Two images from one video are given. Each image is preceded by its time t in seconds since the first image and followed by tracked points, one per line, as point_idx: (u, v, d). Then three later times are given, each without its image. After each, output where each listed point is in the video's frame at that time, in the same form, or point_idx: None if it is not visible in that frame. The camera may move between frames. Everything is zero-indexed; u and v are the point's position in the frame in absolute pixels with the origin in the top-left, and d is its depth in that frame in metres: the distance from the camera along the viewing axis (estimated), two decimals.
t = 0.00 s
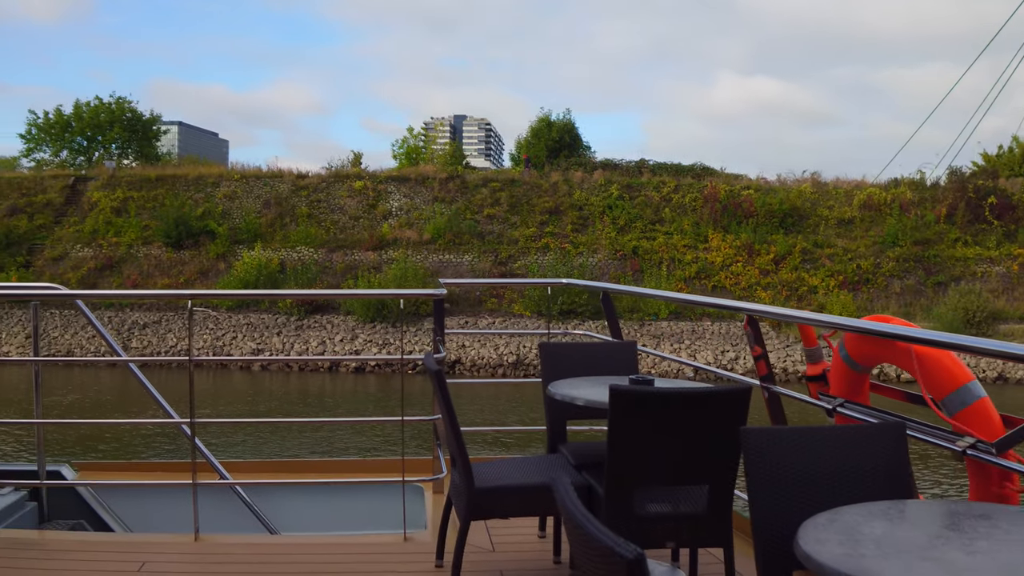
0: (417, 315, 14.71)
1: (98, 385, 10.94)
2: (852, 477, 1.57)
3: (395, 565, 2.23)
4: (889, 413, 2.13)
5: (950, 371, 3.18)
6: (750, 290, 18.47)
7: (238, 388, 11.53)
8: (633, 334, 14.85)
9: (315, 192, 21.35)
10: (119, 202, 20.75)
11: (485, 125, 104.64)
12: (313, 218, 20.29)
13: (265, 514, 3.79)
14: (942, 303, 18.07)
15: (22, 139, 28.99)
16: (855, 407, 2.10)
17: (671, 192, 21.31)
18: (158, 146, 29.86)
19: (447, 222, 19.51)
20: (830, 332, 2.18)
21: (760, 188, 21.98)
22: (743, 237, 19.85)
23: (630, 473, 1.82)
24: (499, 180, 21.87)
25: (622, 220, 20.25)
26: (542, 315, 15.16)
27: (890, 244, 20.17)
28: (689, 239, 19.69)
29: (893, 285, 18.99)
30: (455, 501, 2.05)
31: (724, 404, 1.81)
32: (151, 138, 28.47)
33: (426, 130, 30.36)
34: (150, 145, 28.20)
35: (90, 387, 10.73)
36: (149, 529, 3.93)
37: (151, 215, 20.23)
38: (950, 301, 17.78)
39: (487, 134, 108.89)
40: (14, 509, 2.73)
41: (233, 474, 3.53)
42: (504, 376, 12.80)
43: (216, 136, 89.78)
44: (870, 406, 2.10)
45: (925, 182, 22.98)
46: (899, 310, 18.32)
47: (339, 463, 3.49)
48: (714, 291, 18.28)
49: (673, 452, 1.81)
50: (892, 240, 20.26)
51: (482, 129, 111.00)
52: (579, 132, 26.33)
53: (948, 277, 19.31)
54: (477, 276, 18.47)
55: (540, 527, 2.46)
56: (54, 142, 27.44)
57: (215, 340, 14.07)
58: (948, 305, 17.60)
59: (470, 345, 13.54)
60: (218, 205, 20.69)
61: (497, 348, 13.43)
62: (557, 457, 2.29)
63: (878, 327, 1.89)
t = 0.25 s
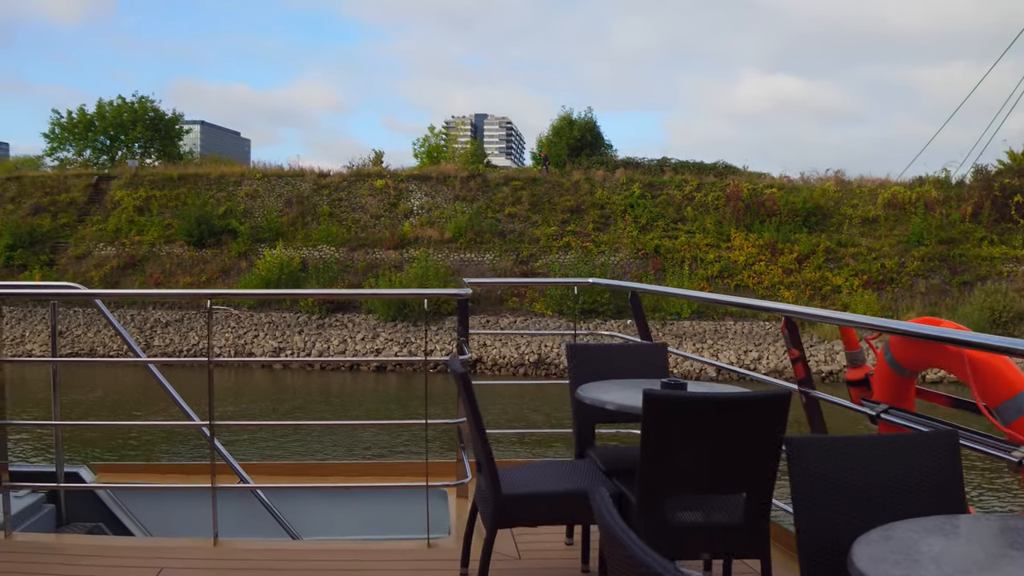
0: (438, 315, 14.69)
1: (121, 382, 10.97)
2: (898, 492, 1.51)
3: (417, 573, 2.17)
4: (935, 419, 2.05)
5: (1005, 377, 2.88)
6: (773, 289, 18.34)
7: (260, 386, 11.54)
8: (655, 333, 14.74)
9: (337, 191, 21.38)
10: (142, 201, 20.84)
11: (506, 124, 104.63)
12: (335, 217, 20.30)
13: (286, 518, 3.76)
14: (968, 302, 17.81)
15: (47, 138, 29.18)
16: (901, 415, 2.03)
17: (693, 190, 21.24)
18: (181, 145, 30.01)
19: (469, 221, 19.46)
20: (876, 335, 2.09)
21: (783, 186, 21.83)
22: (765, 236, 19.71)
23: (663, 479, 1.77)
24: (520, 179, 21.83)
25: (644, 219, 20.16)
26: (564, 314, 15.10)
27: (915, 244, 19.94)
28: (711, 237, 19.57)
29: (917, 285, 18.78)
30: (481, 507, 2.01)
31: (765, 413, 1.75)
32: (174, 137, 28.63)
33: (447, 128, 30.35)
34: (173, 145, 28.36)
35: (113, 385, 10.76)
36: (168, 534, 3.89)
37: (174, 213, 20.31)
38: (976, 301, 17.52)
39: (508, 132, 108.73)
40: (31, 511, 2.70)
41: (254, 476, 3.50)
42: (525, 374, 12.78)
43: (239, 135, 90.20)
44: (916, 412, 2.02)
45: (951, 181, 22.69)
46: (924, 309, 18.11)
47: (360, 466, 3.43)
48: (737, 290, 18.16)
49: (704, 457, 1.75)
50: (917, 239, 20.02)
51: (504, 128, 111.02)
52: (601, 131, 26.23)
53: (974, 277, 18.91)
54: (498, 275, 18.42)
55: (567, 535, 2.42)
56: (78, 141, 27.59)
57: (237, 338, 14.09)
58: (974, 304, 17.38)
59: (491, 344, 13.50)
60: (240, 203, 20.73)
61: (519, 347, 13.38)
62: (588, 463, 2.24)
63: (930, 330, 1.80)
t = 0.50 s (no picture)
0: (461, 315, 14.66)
1: (147, 382, 11.00)
2: (957, 510, 1.44)
3: None
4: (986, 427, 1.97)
5: None
6: (799, 290, 18.18)
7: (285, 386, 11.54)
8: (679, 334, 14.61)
9: (361, 191, 21.39)
10: (167, 201, 20.92)
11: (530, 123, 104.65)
12: (358, 216, 20.31)
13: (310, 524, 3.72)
14: (997, 303, 17.52)
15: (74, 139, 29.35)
16: (951, 424, 1.95)
17: (718, 189, 21.15)
18: (206, 145, 30.12)
19: (492, 220, 19.41)
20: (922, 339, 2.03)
21: (809, 185, 21.67)
22: (791, 235, 19.55)
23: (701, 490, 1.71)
24: (544, 179, 21.77)
25: (668, 218, 20.04)
26: (587, 314, 15.04)
27: (943, 244, 19.69)
28: (737, 237, 19.44)
29: (945, 285, 18.56)
30: (510, 517, 1.95)
31: (806, 420, 1.68)
32: (199, 137, 28.76)
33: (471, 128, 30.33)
34: (198, 144, 28.49)
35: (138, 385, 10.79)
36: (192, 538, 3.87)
37: (199, 213, 20.36)
38: (1005, 301, 17.24)
39: (532, 131, 108.64)
40: (52, 515, 2.67)
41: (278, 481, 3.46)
42: (549, 375, 12.74)
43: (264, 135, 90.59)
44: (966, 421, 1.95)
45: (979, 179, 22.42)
46: (952, 310, 17.89)
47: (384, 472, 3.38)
48: (762, 290, 18.02)
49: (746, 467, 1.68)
50: (945, 239, 19.79)
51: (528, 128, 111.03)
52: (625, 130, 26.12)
53: (1004, 277, 18.69)
54: (522, 275, 18.35)
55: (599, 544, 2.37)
56: (103, 141, 27.71)
57: (261, 338, 14.10)
58: (1004, 305, 17.15)
59: (515, 344, 13.44)
60: (264, 203, 20.77)
61: (542, 347, 13.32)
62: (620, 470, 2.18)
63: (981, 335, 1.72)
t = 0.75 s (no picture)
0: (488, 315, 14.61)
1: (175, 381, 11.02)
2: None
3: None
4: None
5: None
6: (828, 290, 18.00)
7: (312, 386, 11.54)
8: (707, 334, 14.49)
9: (388, 190, 21.39)
10: (195, 201, 21.01)
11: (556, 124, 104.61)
12: (385, 216, 20.31)
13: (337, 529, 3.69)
14: None
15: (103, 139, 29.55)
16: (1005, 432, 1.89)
17: (746, 188, 21.05)
18: (234, 145, 30.23)
19: (519, 220, 19.36)
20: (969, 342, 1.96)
21: (838, 185, 21.48)
22: (820, 235, 19.36)
23: (743, 500, 1.66)
24: (571, 179, 21.69)
25: (696, 218, 19.91)
26: (615, 315, 14.96)
27: (975, 244, 19.42)
28: (765, 237, 19.28)
29: (978, 286, 18.30)
30: (542, 526, 1.90)
31: (852, 427, 1.63)
32: (226, 137, 28.90)
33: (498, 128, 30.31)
34: (226, 145, 28.65)
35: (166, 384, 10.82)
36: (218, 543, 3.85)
37: (226, 213, 20.42)
38: None
39: (559, 132, 108.55)
40: (74, 519, 2.64)
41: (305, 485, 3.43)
42: (576, 374, 12.69)
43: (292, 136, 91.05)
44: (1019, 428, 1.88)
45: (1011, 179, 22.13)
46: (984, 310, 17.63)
47: (409, 476, 3.35)
48: (791, 291, 17.85)
49: (790, 476, 1.63)
50: (977, 238, 19.51)
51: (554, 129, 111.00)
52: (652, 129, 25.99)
53: None
54: (549, 275, 18.27)
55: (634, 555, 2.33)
56: (132, 141, 27.85)
57: (288, 337, 14.11)
58: None
59: (542, 344, 13.37)
60: (291, 203, 20.80)
61: (569, 347, 13.25)
62: (656, 479, 2.13)
63: None
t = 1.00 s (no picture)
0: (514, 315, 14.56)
1: (203, 381, 11.05)
2: None
3: None
4: None
5: None
6: (858, 290, 17.81)
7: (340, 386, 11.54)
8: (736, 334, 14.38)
9: (414, 190, 21.38)
10: (223, 201, 21.09)
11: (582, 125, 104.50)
12: (411, 216, 20.31)
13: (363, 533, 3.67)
14: None
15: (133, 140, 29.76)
16: None
17: (775, 188, 20.94)
18: (262, 145, 30.35)
19: (546, 220, 19.31)
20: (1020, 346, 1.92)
21: (868, 184, 21.27)
22: (850, 234, 19.16)
23: (788, 509, 1.62)
24: (598, 178, 21.62)
25: (724, 217, 19.77)
26: (642, 314, 14.88)
27: (1007, 243, 19.13)
28: (794, 236, 19.11)
29: (1011, 286, 18.02)
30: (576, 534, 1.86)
31: (901, 435, 1.58)
32: (254, 138, 29.04)
33: (525, 129, 30.26)
34: (253, 145, 28.79)
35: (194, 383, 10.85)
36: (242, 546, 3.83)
37: (254, 212, 20.47)
38: None
39: (585, 132, 108.37)
40: (98, 522, 2.62)
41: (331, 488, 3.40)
42: (602, 375, 12.61)
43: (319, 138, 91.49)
44: None
45: None
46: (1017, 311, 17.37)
47: (439, 479, 3.32)
48: (820, 291, 17.68)
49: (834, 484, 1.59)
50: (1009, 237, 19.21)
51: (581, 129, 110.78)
52: (679, 128, 25.85)
53: None
54: (576, 275, 18.20)
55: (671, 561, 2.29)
56: (160, 141, 28.00)
57: (315, 337, 14.13)
58: None
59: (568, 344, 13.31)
60: (318, 203, 20.83)
61: (596, 347, 13.18)
62: (693, 484, 2.09)
63: None
